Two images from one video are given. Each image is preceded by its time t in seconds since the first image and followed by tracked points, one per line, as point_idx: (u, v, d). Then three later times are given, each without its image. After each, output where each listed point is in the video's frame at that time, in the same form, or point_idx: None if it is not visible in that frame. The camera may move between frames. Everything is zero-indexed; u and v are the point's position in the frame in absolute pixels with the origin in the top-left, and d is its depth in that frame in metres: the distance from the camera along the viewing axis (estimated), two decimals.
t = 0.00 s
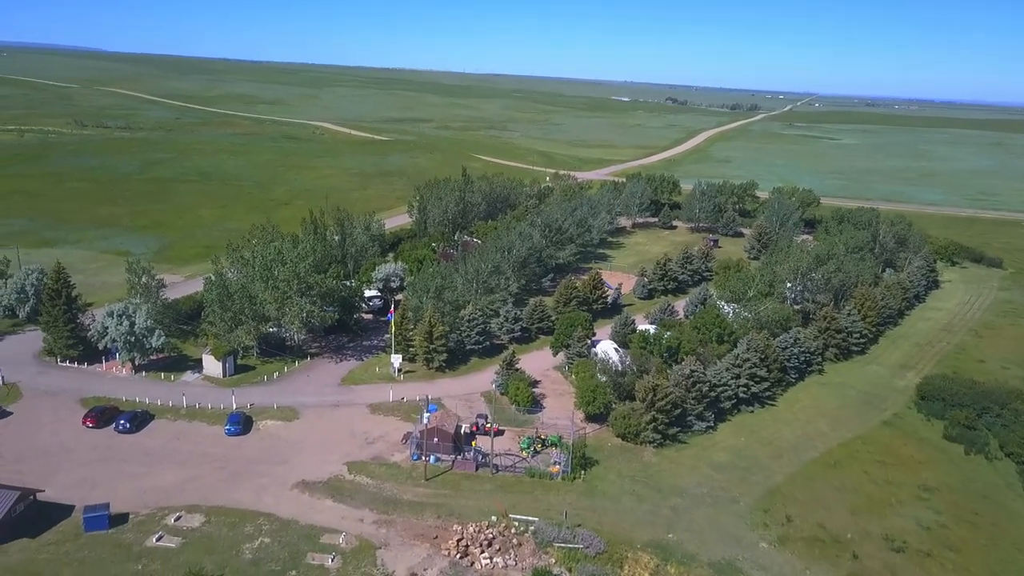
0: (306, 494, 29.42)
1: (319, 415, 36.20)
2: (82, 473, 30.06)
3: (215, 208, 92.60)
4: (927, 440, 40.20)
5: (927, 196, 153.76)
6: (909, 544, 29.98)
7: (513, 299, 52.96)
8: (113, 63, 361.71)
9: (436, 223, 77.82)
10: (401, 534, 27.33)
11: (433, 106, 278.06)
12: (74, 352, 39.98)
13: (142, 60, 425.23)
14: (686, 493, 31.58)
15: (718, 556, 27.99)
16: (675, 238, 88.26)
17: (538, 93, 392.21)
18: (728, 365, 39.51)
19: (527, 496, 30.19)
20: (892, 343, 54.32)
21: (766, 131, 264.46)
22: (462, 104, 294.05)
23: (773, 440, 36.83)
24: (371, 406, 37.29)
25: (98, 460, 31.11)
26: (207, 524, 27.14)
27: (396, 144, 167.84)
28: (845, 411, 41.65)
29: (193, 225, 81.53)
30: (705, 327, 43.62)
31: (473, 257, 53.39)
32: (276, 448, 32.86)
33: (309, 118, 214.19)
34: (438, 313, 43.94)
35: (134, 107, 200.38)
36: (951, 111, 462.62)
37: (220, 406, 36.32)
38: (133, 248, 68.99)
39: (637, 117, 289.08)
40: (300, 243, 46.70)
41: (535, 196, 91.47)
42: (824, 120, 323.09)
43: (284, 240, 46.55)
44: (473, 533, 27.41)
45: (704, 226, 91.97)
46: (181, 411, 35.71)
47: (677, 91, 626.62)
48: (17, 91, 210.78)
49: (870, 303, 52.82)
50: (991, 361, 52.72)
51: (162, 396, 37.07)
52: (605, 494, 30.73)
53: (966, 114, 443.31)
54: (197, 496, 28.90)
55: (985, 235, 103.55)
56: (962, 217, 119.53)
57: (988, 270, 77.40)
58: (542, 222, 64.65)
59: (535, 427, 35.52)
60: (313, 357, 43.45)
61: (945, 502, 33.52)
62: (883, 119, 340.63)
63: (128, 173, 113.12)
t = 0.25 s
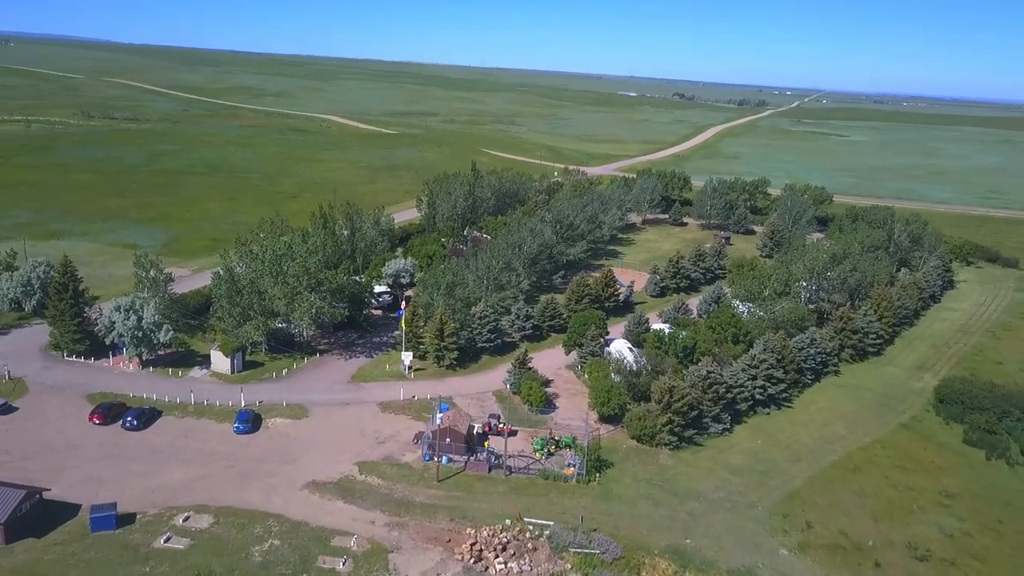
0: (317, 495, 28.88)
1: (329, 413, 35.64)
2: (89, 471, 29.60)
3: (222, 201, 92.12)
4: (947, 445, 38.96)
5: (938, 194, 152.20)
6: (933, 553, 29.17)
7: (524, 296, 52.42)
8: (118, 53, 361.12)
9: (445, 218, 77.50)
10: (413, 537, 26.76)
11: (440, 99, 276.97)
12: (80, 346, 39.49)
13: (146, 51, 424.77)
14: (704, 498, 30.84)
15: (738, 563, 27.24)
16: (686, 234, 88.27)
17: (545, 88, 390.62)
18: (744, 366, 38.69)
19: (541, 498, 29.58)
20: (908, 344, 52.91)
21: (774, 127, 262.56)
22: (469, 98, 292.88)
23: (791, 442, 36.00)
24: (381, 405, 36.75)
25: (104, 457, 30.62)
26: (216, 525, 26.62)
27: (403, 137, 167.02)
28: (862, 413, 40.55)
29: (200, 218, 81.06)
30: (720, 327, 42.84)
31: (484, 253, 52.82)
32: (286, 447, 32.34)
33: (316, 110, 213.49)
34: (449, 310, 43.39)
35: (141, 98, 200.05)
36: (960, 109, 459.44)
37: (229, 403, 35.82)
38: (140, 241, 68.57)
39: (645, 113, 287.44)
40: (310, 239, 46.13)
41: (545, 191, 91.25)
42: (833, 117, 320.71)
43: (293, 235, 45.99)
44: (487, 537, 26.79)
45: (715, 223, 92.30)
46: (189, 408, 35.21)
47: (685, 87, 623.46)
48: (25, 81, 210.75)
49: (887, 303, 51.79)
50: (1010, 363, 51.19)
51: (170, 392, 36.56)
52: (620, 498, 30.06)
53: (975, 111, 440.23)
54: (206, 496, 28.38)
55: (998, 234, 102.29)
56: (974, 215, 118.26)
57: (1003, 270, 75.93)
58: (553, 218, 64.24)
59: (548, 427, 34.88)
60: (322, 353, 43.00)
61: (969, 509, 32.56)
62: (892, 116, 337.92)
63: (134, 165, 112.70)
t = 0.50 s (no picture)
0: (325, 497, 28.32)
1: (336, 413, 35.08)
2: (93, 471, 29.08)
3: (226, 195, 91.59)
4: (964, 449, 37.92)
5: (945, 193, 150.98)
6: (954, 562, 28.25)
7: (532, 294, 51.90)
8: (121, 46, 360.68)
9: (452, 215, 77.20)
10: (424, 542, 26.18)
11: (444, 94, 275.94)
12: (84, 343, 38.97)
13: (150, 44, 424.26)
14: (719, 503, 30.13)
15: (755, 570, 26.50)
16: (695, 232, 88.55)
17: (548, 83, 389.33)
18: (758, 368, 37.96)
19: (554, 503, 28.99)
20: (921, 346, 51.49)
21: (780, 124, 261.12)
22: (473, 93, 291.78)
23: (806, 446, 35.16)
24: (389, 405, 36.25)
25: (108, 457, 30.08)
26: (223, 528, 26.10)
27: (408, 132, 166.21)
28: (876, 417, 39.46)
29: (204, 212, 80.55)
30: (733, 328, 42.17)
31: (492, 251, 52.31)
32: (294, 448, 31.81)
33: (320, 105, 212.74)
34: (458, 308, 42.88)
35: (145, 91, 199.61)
36: (966, 107, 456.99)
37: (235, 402, 35.28)
38: (144, 236, 68.08)
39: (649, 109, 286.08)
40: (317, 235, 45.56)
41: (551, 188, 91.25)
42: (838, 115, 318.92)
43: (300, 231, 45.47)
44: (500, 543, 26.24)
45: (724, 221, 92.49)
46: (194, 407, 34.67)
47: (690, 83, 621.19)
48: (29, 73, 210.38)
49: (901, 305, 50.84)
50: None
51: (175, 391, 36.04)
52: (634, 502, 29.41)
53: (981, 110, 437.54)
54: (212, 498, 27.84)
55: (1009, 234, 101.09)
56: (983, 215, 117.08)
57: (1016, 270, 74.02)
58: (561, 216, 63.92)
59: (559, 429, 34.31)
60: (330, 351, 42.62)
61: (991, 516, 31.69)
62: (898, 114, 335.80)
63: (138, 158, 112.22)
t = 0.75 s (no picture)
0: (334, 503, 27.63)
1: (344, 415, 34.38)
2: (97, 473, 28.39)
3: (229, 189, 90.86)
4: (983, 455, 36.44)
5: (951, 192, 149.67)
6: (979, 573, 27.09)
7: (541, 293, 51.26)
8: (122, 38, 359.99)
9: (458, 212, 76.81)
10: (436, 549, 25.46)
11: (447, 89, 274.62)
12: (87, 341, 38.28)
13: (151, 36, 423.14)
14: (736, 510, 29.26)
15: None
16: (703, 230, 88.79)
17: (551, 78, 387.66)
18: (774, 371, 37.11)
19: (568, 510, 28.26)
20: (935, 348, 50.13)
21: (783, 121, 259.51)
22: (475, 87, 290.26)
23: (823, 451, 34.17)
24: (398, 406, 35.59)
25: (113, 459, 29.39)
26: (230, 534, 25.43)
27: (410, 127, 165.05)
28: (892, 421, 38.28)
29: (207, 207, 79.85)
30: (748, 329, 41.36)
31: (500, 249, 51.56)
32: (301, 451, 31.11)
33: (323, 98, 211.51)
34: (467, 308, 42.23)
35: (147, 84, 198.75)
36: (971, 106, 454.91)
37: (241, 403, 34.58)
38: (146, 230, 67.37)
39: (653, 105, 284.60)
40: (324, 232, 44.84)
41: (556, 185, 91.10)
42: (843, 112, 317.07)
43: (306, 228, 44.74)
44: (514, 552, 25.44)
45: (731, 219, 92.73)
46: (200, 407, 33.98)
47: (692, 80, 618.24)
48: (30, 64, 209.24)
49: (915, 307, 49.81)
50: None
51: (180, 391, 35.33)
52: (650, 509, 28.62)
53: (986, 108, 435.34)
54: (219, 503, 27.13)
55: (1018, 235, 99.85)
56: (991, 214, 115.90)
57: None
58: (570, 213, 63.46)
59: (572, 433, 33.63)
60: (336, 351, 42.07)
61: (1015, 526, 30.42)
62: (902, 112, 333.72)
63: (139, 151, 111.41)
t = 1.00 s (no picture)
0: (343, 508, 27.00)
1: (352, 417, 33.72)
2: (99, 476, 27.74)
3: (231, 185, 90.10)
4: (1000, 462, 35.30)
5: (955, 192, 148.84)
6: None
7: (549, 293, 50.64)
8: (122, 31, 358.79)
9: (463, 209, 76.35)
10: (448, 558, 24.83)
11: (448, 84, 273.37)
12: (89, 339, 37.59)
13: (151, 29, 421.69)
14: (752, 518, 28.46)
15: None
16: (709, 230, 89.00)
17: (552, 75, 386.31)
18: (788, 375, 36.34)
19: (581, 517, 27.60)
20: (946, 352, 49.09)
21: (785, 120, 258.53)
22: (477, 83, 288.99)
23: (838, 457, 33.30)
24: (406, 409, 34.93)
25: (116, 462, 28.73)
26: (237, 541, 24.84)
27: (412, 123, 164.05)
28: (906, 427, 37.32)
29: (209, 202, 79.13)
30: (760, 332, 40.62)
31: (508, 248, 50.84)
32: (308, 454, 30.46)
33: (324, 93, 210.37)
34: (476, 309, 41.59)
35: (147, 77, 197.76)
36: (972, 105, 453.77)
37: (246, 404, 33.90)
38: (147, 226, 66.65)
39: (654, 102, 283.45)
40: (331, 230, 44.16)
41: (561, 183, 90.79)
42: (845, 111, 315.79)
43: (312, 226, 44.07)
44: (528, 560, 24.76)
45: (737, 218, 92.93)
46: (204, 408, 33.29)
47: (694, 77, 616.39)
48: (29, 56, 208.01)
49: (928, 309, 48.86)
50: None
51: (184, 391, 34.64)
52: (665, 516, 27.93)
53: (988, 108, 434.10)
54: (225, 508, 26.49)
55: None
56: (997, 215, 115.07)
57: None
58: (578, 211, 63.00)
59: (583, 437, 32.98)
60: (342, 351, 41.48)
61: None
62: (905, 111, 332.50)
63: (140, 145, 110.59)
